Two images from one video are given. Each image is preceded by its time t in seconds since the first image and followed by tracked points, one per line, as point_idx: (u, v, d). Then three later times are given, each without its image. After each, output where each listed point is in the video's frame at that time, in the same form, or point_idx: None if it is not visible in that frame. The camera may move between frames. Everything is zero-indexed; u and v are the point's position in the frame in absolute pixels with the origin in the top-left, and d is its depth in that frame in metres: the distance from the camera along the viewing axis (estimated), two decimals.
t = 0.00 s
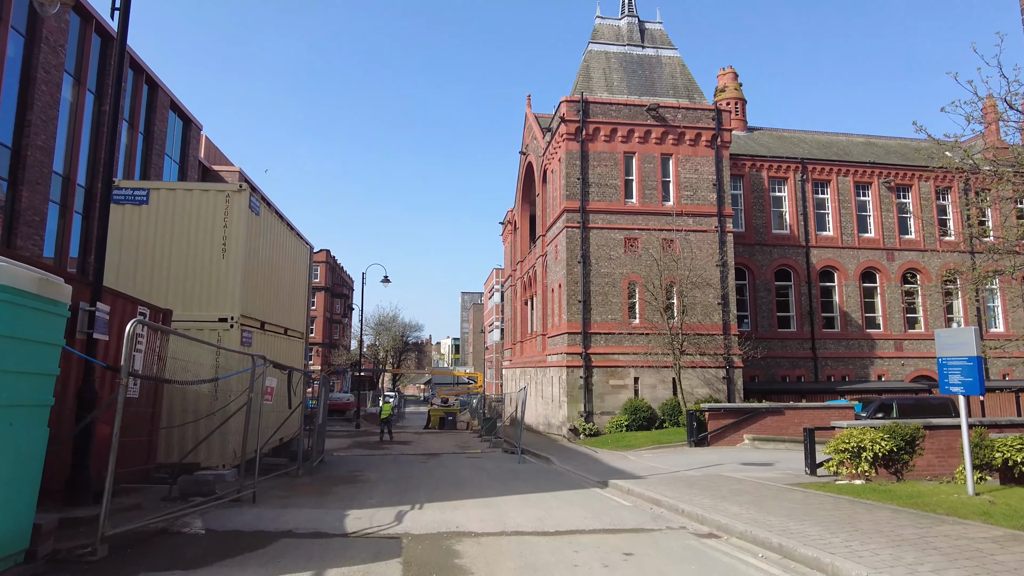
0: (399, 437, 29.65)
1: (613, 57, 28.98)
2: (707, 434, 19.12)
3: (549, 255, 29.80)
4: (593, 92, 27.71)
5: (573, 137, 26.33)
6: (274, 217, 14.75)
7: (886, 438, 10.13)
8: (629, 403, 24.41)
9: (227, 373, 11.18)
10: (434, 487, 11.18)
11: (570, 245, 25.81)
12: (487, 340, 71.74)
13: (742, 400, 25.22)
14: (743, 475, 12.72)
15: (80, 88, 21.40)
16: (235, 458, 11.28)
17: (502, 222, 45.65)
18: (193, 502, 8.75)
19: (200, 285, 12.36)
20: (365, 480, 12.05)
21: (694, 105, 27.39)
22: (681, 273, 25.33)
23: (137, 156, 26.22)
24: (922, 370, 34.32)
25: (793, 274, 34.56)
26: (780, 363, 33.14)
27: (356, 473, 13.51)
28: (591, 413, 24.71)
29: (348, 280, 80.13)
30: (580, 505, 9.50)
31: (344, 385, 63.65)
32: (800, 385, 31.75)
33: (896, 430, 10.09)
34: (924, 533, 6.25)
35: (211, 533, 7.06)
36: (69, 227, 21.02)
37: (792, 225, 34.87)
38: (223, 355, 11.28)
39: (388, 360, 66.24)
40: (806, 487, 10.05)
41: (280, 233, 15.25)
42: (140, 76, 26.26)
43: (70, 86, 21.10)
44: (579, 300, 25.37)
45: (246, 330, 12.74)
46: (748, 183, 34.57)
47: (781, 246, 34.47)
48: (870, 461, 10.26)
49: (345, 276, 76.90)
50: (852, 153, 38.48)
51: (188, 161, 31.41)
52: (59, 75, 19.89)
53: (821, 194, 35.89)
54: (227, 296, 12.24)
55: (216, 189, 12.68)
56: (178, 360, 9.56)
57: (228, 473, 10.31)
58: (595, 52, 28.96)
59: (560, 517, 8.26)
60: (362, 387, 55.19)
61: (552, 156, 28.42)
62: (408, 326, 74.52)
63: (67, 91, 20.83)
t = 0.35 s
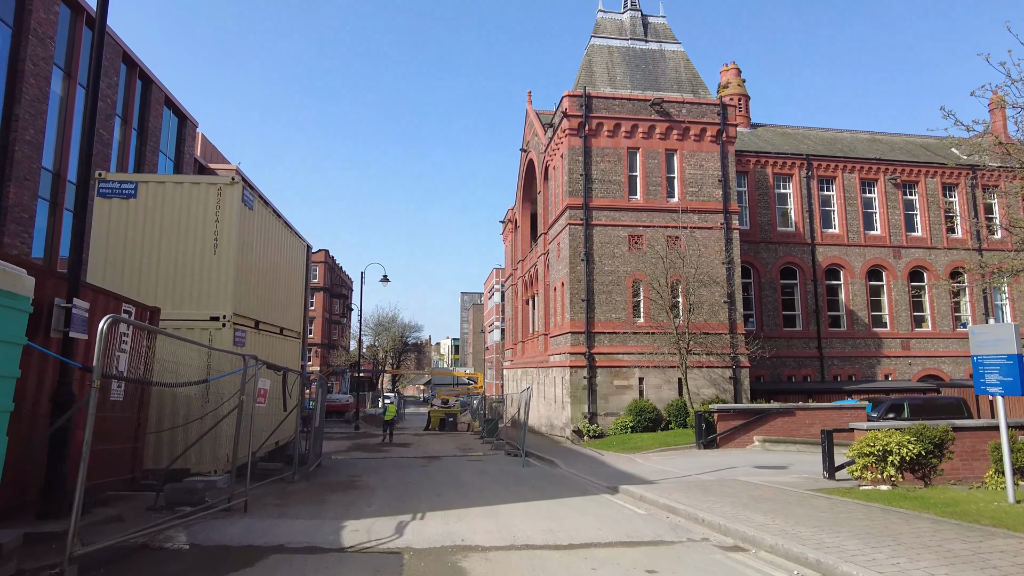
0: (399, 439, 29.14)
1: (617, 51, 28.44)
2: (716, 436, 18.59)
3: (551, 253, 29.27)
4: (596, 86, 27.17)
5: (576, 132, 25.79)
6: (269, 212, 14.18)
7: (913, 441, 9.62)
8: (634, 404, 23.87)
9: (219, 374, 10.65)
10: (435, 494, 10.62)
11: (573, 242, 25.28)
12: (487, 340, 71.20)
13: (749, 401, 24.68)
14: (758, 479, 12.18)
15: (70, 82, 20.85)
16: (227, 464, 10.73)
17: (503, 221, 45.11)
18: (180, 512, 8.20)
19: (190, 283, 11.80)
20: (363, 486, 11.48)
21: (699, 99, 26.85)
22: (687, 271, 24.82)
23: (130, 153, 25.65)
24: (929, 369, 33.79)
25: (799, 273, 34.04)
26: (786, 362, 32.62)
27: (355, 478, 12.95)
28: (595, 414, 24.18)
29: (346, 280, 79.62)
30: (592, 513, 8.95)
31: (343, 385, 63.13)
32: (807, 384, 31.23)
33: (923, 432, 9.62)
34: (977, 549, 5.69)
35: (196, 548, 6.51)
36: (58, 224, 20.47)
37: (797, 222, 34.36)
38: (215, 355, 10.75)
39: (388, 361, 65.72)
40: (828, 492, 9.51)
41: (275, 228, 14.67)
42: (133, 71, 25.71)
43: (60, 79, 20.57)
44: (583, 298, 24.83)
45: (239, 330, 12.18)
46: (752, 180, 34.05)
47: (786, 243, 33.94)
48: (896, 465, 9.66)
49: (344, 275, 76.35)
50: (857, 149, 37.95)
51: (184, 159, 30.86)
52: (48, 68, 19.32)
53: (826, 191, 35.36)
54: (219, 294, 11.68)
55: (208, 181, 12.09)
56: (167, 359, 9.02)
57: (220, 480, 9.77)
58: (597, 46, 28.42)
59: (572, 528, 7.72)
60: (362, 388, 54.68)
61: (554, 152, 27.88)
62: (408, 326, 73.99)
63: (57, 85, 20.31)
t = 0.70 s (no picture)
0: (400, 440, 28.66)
1: (622, 46, 27.96)
2: (727, 438, 18.09)
3: (555, 252, 28.78)
4: (601, 81, 26.68)
5: (582, 127, 25.27)
6: (267, 206, 13.74)
7: (945, 444, 9.10)
8: (640, 405, 23.39)
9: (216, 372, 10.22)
10: (440, 499, 10.11)
11: (579, 240, 24.78)
12: (488, 340, 70.67)
13: (757, 402, 24.19)
14: (776, 483, 11.67)
15: (65, 74, 20.41)
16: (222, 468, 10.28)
17: (505, 219, 44.68)
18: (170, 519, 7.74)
19: (185, 277, 11.31)
20: (365, 490, 10.97)
21: (706, 95, 26.35)
22: (695, 269, 24.34)
23: (126, 148, 25.18)
24: (938, 370, 33.27)
25: (806, 272, 33.55)
26: (793, 363, 32.12)
27: (356, 481, 12.45)
28: (601, 415, 23.68)
29: (346, 280, 79.12)
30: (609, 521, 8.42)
31: (344, 386, 62.67)
32: (815, 385, 30.74)
33: (955, 434, 9.12)
34: None
35: (183, 559, 5.99)
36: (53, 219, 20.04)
37: (804, 221, 33.86)
38: (211, 353, 10.35)
39: (388, 361, 65.25)
40: (855, 498, 9.00)
41: (273, 223, 14.23)
42: (129, 65, 25.24)
43: (54, 72, 20.12)
44: (588, 297, 24.32)
45: (237, 326, 11.72)
46: (759, 178, 33.55)
47: (794, 242, 33.46)
48: (926, 469, 9.12)
49: (344, 275, 75.90)
50: (864, 147, 37.45)
51: (182, 155, 30.41)
52: (42, 59, 18.84)
53: (834, 189, 34.86)
54: (215, 288, 11.20)
55: (203, 172, 11.65)
56: (164, 356, 8.59)
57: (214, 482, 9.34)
58: (602, 41, 27.94)
59: (591, 537, 7.19)
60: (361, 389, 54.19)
61: (559, 148, 27.37)
62: (408, 326, 73.55)
63: (51, 77, 19.84)
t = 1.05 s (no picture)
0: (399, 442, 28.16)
1: (625, 41, 27.48)
2: (735, 441, 17.60)
3: (557, 251, 28.30)
4: (604, 77, 26.20)
5: (585, 123, 24.79)
6: (262, 201, 13.25)
7: (974, 449, 8.62)
8: (644, 406, 22.90)
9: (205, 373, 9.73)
10: (441, 507, 9.62)
11: (581, 238, 24.30)
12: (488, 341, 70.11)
13: (763, 403, 23.70)
14: (791, 489, 11.17)
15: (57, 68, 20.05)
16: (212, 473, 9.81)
17: (505, 218, 44.21)
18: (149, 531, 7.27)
19: (175, 273, 10.83)
20: (362, 496, 10.47)
21: (711, 91, 25.87)
22: (700, 268, 23.85)
23: (120, 144, 24.73)
24: (945, 371, 32.76)
25: (811, 271, 33.08)
26: (799, 363, 31.65)
27: (353, 486, 11.95)
28: (604, 417, 23.18)
29: (345, 279, 78.62)
30: (621, 531, 7.94)
31: (342, 386, 62.18)
32: (820, 387, 30.25)
33: (985, 439, 8.64)
34: None
35: None
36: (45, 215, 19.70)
37: (809, 220, 33.38)
38: (201, 352, 9.85)
39: (387, 362, 64.74)
40: (880, 506, 8.52)
41: (268, 219, 13.74)
42: (123, 59, 24.79)
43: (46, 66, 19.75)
44: (591, 296, 23.83)
45: (229, 325, 11.24)
46: (764, 176, 33.08)
47: (798, 241, 33.00)
48: (956, 476, 8.63)
49: (343, 275, 75.40)
50: (870, 145, 36.98)
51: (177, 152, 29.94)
52: (32, 52, 18.40)
53: (839, 188, 34.38)
54: (206, 286, 10.72)
55: (194, 164, 11.15)
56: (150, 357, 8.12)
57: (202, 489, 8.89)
58: (605, 36, 27.46)
59: (605, 550, 6.71)
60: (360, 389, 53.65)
61: (561, 145, 26.88)
62: (408, 326, 73.05)
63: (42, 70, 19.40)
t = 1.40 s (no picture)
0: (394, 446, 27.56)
1: (624, 37, 27.03)
2: (741, 444, 17.12)
3: (556, 250, 27.80)
4: (603, 73, 25.73)
5: (584, 120, 24.30)
6: (251, 197, 12.68)
7: (1006, 454, 8.15)
8: (646, 409, 22.41)
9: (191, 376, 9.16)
10: (441, 518, 9.05)
11: (581, 237, 23.80)
12: (484, 342, 69.53)
13: (766, 405, 23.25)
14: (807, 496, 10.68)
15: (40, 61, 19.60)
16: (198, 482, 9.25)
17: (502, 218, 43.69)
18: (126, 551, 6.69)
19: (159, 271, 10.25)
20: (356, 506, 9.90)
21: (713, 87, 25.43)
22: (702, 267, 23.40)
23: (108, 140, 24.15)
24: (947, 372, 32.39)
25: (812, 271, 32.72)
26: (800, 364, 31.24)
27: (347, 495, 11.40)
28: (605, 420, 22.66)
29: (340, 280, 77.92)
30: (634, 545, 7.43)
31: (337, 389, 61.48)
32: (822, 388, 29.84)
33: (1016, 444, 8.19)
34: None
35: None
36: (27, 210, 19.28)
37: (810, 219, 32.99)
38: (187, 354, 9.28)
39: (382, 364, 64.10)
40: (907, 516, 8.03)
41: (259, 215, 13.16)
42: (112, 53, 24.17)
43: (28, 58, 19.29)
44: (591, 296, 23.34)
45: (217, 325, 10.67)
46: (764, 175, 32.68)
47: (799, 240, 32.62)
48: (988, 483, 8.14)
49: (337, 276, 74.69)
50: (870, 144, 36.65)
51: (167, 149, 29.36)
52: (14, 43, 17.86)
53: (839, 187, 34.01)
54: (192, 285, 10.15)
55: (180, 156, 10.58)
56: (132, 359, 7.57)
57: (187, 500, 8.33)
58: (604, 32, 27.00)
59: (621, 568, 6.21)
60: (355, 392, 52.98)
61: (560, 142, 26.40)
62: (403, 328, 72.38)
63: (24, 64, 19.01)
